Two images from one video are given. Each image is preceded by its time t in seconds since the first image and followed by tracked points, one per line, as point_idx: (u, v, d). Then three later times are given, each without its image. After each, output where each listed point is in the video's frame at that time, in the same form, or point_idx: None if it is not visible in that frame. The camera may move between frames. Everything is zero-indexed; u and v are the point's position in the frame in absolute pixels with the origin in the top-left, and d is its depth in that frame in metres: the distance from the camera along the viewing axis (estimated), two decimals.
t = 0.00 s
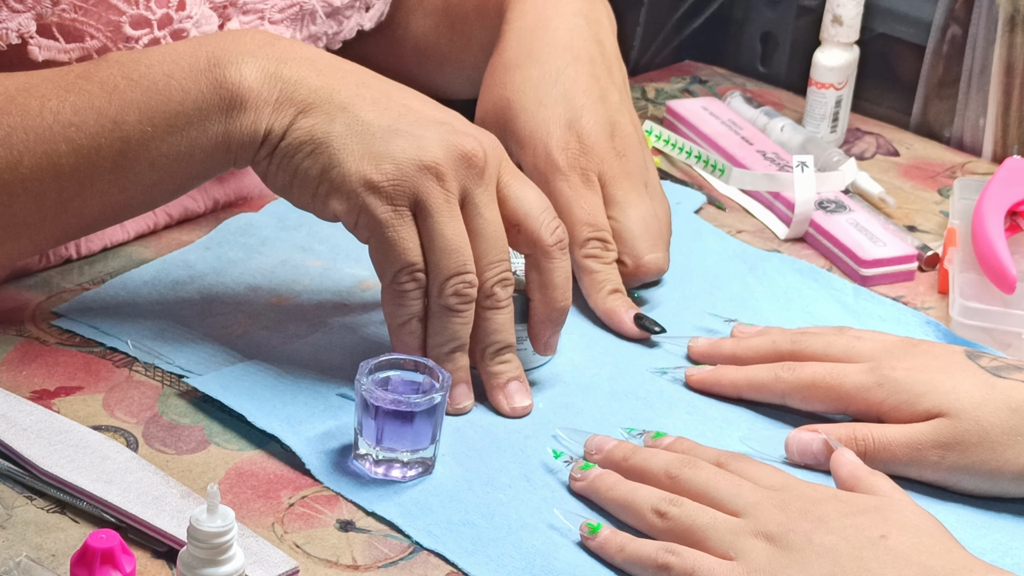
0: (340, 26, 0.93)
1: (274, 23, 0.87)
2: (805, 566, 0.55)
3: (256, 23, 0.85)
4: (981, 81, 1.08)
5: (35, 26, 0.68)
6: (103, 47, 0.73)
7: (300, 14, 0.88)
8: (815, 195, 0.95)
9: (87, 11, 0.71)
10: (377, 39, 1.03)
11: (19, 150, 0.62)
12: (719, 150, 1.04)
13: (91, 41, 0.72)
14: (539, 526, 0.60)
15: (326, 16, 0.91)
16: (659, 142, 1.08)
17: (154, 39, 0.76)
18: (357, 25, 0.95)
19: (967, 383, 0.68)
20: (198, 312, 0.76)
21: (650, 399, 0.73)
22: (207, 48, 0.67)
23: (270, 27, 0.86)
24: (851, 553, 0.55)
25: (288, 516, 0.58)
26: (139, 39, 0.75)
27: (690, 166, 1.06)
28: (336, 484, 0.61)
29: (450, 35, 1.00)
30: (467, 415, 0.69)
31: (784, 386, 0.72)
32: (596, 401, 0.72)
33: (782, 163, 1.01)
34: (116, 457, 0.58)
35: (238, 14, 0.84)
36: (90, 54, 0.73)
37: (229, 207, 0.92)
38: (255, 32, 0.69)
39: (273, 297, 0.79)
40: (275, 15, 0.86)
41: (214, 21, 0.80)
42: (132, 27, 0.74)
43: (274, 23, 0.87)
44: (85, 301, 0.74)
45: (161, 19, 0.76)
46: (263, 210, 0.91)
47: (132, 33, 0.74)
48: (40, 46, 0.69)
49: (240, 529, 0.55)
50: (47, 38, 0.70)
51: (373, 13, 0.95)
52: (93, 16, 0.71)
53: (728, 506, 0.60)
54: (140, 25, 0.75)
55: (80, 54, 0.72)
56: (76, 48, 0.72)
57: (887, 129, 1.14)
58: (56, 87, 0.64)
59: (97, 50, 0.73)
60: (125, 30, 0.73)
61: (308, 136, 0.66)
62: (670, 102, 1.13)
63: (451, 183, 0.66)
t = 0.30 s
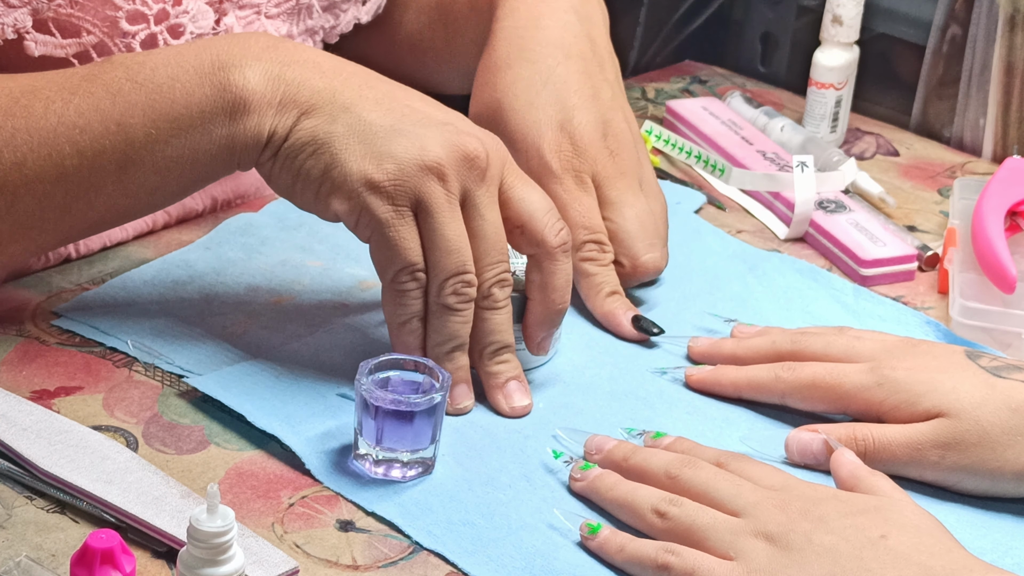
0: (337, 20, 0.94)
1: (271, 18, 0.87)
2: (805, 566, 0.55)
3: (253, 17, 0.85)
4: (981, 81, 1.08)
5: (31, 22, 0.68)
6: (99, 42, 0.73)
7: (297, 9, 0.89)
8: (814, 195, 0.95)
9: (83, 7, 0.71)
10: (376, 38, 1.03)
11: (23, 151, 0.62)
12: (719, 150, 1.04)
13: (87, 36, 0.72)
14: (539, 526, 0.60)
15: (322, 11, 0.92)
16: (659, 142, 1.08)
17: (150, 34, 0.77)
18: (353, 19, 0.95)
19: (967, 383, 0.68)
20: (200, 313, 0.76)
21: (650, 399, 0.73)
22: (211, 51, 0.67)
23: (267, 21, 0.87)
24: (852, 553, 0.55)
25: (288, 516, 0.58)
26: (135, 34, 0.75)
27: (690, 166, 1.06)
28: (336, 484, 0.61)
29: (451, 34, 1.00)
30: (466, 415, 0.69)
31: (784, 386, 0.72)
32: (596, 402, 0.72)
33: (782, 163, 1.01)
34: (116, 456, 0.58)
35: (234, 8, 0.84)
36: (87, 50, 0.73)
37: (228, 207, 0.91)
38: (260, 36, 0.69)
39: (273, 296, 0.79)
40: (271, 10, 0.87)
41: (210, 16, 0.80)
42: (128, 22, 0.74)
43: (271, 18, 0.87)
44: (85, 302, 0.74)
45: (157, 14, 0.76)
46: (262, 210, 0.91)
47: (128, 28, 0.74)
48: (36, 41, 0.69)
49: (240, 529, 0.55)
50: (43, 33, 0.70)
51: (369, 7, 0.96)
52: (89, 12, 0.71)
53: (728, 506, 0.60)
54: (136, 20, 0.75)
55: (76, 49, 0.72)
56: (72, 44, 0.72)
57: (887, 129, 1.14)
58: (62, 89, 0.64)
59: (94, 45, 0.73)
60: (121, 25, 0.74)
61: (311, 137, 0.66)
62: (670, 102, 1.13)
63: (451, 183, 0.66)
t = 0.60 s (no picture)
0: (334, 16, 0.93)
1: (266, 15, 0.87)
2: (805, 566, 0.55)
3: (249, 15, 0.86)
4: (982, 81, 1.08)
5: (26, 19, 0.68)
6: (95, 40, 0.73)
7: (293, 6, 0.88)
8: (814, 195, 0.95)
9: (79, 4, 0.71)
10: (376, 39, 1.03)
11: (25, 150, 0.62)
12: (718, 150, 1.04)
13: (83, 33, 0.72)
14: (539, 526, 0.60)
15: (319, 7, 0.91)
16: (659, 142, 1.08)
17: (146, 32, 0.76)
18: (351, 14, 0.94)
19: (967, 383, 0.68)
20: (200, 314, 0.75)
21: (650, 400, 0.73)
22: (214, 53, 0.67)
23: (262, 18, 0.87)
24: (852, 553, 0.55)
25: (287, 516, 0.58)
26: (131, 32, 0.75)
27: (690, 166, 1.06)
28: (336, 484, 0.61)
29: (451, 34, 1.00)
30: (465, 415, 0.69)
31: (784, 386, 0.72)
32: (595, 402, 0.72)
33: (782, 163, 1.01)
34: (116, 457, 0.58)
35: (229, 6, 0.84)
36: (83, 47, 0.73)
37: (225, 205, 0.91)
38: (263, 37, 0.69)
39: (273, 297, 0.79)
40: (266, 6, 0.86)
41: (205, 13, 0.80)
42: (124, 20, 0.74)
43: (266, 15, 0.87)
44: (86, 302, 0.74)
45: (152, 12, 0.76)
46: (262, 210, 0.90)
47: (124, 25, 0.74)
48: (32, 38, 0.69)
49: (240, 529, 0.55)
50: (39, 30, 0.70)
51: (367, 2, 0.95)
52: (85, 9, 0.71)
53: (728, 506, 0.60)
54: (132, 17, 0.75)
55: (72, 47, 0.72)
56: (67, 41, 0.72)
57: (887, 129, 1.14)
58: (65, 88, 0.65)
59: (90, 43, 0.73)
60: (117, 23, 0.73)
61: (313, 138, 0.66)
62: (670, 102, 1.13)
63: (454, 184, 0.65)
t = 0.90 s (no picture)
0: (321, 8, 0.95)
1: (255, 8, 0.86)
2: (806, 566, 0.55)
3: (235, 8, 0.85)
4: (982, 81, 1.08)
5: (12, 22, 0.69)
6: (82, 39, 0.74)
7: None
8: (815, 195, 0.95)
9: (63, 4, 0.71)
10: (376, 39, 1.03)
11: (8, 175, 0.63)
12: (718, 150, 1.04)
13: (69, 34, 0.73)
14: (539, 526, 0.60)
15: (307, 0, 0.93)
16: (658, 141, 1.08)
17: (132, 28, 0.76)
18: (337, 7, 0.96)
19: (967, 383, 0.68)
20: (201, 315, 0.75)
21: (650, 399, 0.73)
22: (195, 83, 0.67)
23: (251, 12, 0.86)
24: (852, 553, 0.55)
25: (287, 516, 0.58)
26: (116, 29, 0.75)
27: (690, 166, 1.06)
28: (336, 484, 0.61)
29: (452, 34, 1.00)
30: (465, 415, 0.69)
31: (784, 386, 0.72)
32: (595, 402, 0.72)
33: (782, 163, 1.01)
34: (116, 457, 0.58)
35: None
36: (70, 48, 0.73)
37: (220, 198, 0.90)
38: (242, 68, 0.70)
39: (272, 297, 0.79)
40: None
41: (192, 8, 0.80)
42: (109, 17, 0.74)
43: (255, 8, 0.86)
44: (86, 302, 0.74)
45: (136, 8, 0.75)
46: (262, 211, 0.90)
47: (109, 23, 0.74)
48: (19, 41, 0.70)
49: (240, 529, 0.55)
50: (25, 33, 0.70)
51: None
52: (68, 9, 0.71)
53: (728, 506, 0.60)
54: (116, 13, 0.74)
55: (59, 48, 0.73)
56: (54, 42, 0.72)
57: (887, 129, 1.14)
58: (48, 114, 0.65)
59: (76, 42, 0.74)
60: (101, 21, 0.73)
61: (288, 160, 0.66)
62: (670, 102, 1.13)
63: (429, 184, 0.66)
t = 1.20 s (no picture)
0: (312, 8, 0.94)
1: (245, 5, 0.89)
2: (806, 566, 0.55)
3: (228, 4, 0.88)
4: (982, 81, 1.08)
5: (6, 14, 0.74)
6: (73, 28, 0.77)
7: None
8: (815, 195, 0.95)
9: None
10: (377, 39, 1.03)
11: None
12: (718, 150, 1.04)
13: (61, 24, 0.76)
14: (539, 526, 0.60)
15: None
16: (659, 141, 1.08)
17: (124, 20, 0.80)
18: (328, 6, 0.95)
19: (967, 383, 0.68)
20: (201, 314, 0.75)
21: (650, 399, 0.73)
22: None
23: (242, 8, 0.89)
24: (852, 553, 0.55)
25: (288, 517, 0.58)
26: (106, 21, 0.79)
27: (690, 166, 1.06)
28: (336, 484, 0.61)
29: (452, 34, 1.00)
30: (466, 414, 0.69)
31: (784, 386, 0.72)
32: (595, 401, 0.72)
33: (782, 163, 1.01)
34: (116, 457, 0.58)
35: None
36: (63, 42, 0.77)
37: (218, 198, 0.93)
38: None
39: (272, 296, 0.79)
40: None
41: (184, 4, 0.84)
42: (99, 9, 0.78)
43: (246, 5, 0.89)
44: (85, 300, 0.74)
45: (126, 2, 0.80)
46: (263, 210, 0.90)
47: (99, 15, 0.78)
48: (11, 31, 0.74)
49: (240, 529, 0.55)
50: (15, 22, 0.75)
51: None
52: None
53: (728, 506, 0.60)
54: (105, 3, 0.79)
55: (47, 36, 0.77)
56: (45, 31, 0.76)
57: (887, 129, 1.14)
58: None
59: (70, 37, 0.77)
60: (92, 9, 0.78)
61: (238, 29, 0.64)
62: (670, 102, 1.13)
63: None
